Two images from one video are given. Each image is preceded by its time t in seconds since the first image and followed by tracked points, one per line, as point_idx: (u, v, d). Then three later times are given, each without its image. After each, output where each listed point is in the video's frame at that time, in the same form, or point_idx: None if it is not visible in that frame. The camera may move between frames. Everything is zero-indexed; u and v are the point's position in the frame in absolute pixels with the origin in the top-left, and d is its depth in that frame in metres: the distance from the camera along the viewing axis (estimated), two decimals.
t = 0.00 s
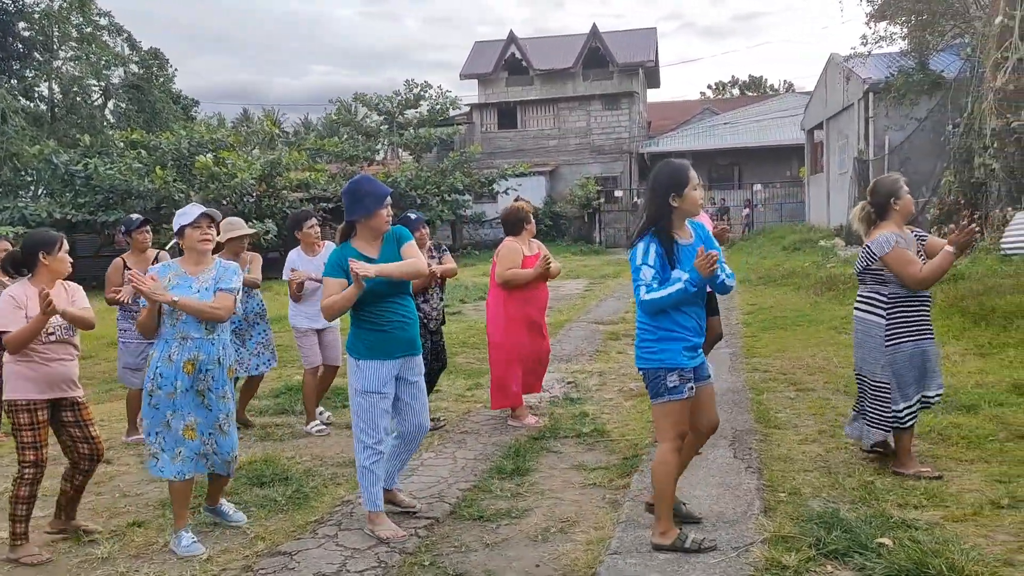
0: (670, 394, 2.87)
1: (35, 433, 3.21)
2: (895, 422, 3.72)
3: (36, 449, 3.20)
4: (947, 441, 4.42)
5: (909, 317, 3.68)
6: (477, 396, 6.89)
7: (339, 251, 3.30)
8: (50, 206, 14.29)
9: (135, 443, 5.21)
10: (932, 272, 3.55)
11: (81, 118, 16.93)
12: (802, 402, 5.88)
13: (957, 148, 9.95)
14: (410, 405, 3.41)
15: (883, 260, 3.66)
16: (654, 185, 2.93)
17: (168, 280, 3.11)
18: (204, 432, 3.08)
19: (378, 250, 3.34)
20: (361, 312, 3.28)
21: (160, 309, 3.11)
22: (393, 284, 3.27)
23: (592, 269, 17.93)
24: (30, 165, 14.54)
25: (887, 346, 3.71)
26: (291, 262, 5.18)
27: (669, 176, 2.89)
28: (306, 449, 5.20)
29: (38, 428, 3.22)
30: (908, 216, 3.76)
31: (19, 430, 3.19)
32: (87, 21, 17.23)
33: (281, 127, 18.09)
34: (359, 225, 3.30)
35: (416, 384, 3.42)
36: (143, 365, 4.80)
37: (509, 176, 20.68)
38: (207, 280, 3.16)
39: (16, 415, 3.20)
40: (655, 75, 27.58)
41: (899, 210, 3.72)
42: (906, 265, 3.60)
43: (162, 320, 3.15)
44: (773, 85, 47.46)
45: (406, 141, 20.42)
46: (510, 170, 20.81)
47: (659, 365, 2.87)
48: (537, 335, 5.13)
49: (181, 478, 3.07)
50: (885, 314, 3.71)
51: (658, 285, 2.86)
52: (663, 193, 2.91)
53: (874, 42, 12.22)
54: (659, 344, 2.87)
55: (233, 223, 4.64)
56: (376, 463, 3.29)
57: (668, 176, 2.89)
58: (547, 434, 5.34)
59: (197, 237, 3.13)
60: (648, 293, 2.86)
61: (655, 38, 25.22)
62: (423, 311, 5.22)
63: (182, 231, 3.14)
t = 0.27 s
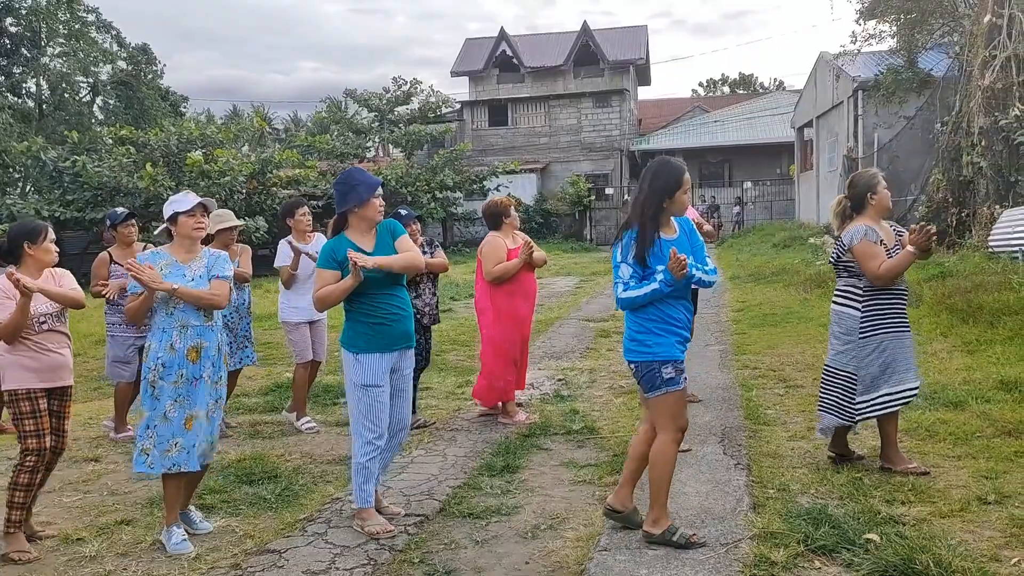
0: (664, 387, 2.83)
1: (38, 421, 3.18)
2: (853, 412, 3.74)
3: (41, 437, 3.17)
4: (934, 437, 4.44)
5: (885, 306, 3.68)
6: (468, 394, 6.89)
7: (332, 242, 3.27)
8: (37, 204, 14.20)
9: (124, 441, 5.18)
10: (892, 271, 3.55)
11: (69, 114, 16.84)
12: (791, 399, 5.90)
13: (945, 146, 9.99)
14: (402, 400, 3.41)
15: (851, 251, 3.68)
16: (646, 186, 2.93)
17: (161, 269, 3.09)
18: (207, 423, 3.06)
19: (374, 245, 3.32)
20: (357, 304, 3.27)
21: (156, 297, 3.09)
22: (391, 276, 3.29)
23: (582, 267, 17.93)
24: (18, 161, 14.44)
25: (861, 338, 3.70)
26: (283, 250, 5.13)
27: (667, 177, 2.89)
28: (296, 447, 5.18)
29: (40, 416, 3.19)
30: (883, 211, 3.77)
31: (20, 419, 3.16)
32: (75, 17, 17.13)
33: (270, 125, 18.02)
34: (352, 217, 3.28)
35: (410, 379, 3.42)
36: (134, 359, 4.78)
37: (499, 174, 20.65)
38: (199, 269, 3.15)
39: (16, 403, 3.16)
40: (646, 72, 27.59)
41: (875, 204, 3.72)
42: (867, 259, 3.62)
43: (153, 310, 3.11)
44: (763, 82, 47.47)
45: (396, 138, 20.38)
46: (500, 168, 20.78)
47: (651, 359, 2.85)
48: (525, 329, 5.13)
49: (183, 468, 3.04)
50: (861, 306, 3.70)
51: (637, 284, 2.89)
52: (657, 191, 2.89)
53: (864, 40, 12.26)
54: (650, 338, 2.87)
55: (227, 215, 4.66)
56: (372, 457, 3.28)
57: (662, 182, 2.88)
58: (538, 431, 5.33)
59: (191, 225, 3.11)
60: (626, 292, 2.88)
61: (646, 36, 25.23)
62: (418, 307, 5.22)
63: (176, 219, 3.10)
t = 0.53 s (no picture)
0: (683, 383, 2.90)
1: (61, 416, 3.21)
2: (864, 408, 3.72)
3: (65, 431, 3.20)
4: (930, 436, 4.45)
5: (891, 305, 3.71)
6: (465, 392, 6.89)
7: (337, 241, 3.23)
8: (33, 201, 14.15)
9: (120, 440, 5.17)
10: (905, 253, 3.58)
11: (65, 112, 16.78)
12: (788, 398, 5.90)
13: (941, 145, 10.00)
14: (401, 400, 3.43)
15: (861, 243, 3.69)
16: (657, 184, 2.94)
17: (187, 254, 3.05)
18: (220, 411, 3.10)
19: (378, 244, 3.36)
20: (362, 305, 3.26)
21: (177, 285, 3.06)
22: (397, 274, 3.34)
23: (579, 265, 17.92)
24: (13, 159, 14.38)
25: (869, 335, 3.70)
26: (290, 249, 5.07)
27: (680, 177, 2.92)
28: (293, 445, 5.18)
29: (61, 411, 3.22)
30: (870, 211, 3.83)
31: (44, 413, 3.17)
32: (71, 15, 17.07)
33: (266, 123, 17.98)
34: (353, 218, 3.29)
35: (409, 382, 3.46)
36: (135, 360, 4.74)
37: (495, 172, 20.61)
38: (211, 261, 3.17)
39: (38, 401, 3.18)
40: (643, 71, 27.58)
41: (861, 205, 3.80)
42: (880, 248, 3.63)
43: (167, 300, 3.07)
44: (759, 81, 47.40)
45: (393, 136, 20.36)
46: (497, 166, 20.75)
47: (673, 357, 2.88)
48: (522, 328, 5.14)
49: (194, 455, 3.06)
50: (872, 303, 3.68)
51: (676, 280, 2.85)
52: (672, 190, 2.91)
53: (861, 39, 12.26)
54: (670, 336, 2.89)
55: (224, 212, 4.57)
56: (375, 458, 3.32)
57: (678, 178, 2.91)
58: (535, 430, 5.33)
59: (196, 220, 3.12)
60: (668, 287, 2.83)
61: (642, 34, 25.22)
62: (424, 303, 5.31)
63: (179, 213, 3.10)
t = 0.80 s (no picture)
0: (696, 378, 2.93)
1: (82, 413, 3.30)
2: (893, 411, 3.75)
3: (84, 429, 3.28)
4: (933, 435, 4.45)
5: (897, 311, 3.77)
6: (468, 390, 6.90)
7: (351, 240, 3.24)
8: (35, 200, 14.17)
9: (123, 437, 5.18)
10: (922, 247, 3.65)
11: (67, 111, 16.79)
12: (790, 396, 5.90)
13: (944, 144, 9.99)
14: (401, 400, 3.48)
15: (882, 244, 3.70)
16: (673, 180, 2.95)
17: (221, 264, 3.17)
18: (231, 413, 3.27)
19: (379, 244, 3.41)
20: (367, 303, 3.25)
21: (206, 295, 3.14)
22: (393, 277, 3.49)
23: (581, 264, 17.91)
24: (16, 157, 14.40)
25: (885, 337, 3.73)
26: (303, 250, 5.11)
27: (689, 173, 2.94)
28: (296, 443, 5.19)
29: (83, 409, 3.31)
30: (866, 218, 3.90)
31: (67, 412, 3.26)
32: (72, 13, 17.08)
33: (268, 121, 17.99)
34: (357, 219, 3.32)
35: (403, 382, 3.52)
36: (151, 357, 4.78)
37: (497, 170, 20.61)
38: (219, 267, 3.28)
39: (64, 398, 3.27)
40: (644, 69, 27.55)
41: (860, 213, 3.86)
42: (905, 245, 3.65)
43: (194, 309, 3.13)
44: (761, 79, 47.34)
45: (395, 135, 20.37)
46: (498, 164, 20.74)
47: (693, 352, 2.90)
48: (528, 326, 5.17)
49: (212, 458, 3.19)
50: (887, 305, 3.72)
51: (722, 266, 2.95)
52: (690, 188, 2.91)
53: (863, 37, 12.25)
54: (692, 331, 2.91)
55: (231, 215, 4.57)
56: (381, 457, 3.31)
57: (692, 174, 2.93)
58: (537, 428, 5.34)
59: (211, 226, 3.21)
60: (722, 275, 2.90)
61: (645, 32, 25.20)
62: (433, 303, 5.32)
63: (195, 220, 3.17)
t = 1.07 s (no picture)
0: (691, 373, 2.92)
1: (105, 409, 3.31)
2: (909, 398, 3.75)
3: (107, 423, 3.30)
4: (939, 434, 4.45)
5: (898, 302, 3.82)
6: (473, 389, 6.91)
7: (374, 234, 3.26)
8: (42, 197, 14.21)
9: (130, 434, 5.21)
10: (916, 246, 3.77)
11: (74, 109, 16.83)
12: (796, 396, 5.90)
13: (951, 142, 9.97)
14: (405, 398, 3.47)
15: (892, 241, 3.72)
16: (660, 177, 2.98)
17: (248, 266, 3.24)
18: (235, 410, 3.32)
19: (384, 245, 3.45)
20: (378, 299, 3.25)
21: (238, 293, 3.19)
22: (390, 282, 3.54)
23: (586, 263, 17.91)
24: (23, 155, 14.44)
25: (891, 335, 3.74)
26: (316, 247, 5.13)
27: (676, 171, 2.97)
28: (302, 440, 5.20)
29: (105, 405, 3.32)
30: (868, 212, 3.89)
31: (90, 409, 3.27)
32: (79, 12, 17.13)
33: (274, 119, 18.02)
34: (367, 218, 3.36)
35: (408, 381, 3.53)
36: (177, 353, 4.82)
37: (502, 169, 20.61)
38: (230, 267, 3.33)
39: (84, 395, 3.29)
40: (650, 68, 27.53)
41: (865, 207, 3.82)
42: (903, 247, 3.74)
43: (226, 308, 3.17)
44: (767, 77, 47.24)
45: (400, 133, 20.39)
46: (504, 163, 20.74)
47: (682, 349, 2.89)
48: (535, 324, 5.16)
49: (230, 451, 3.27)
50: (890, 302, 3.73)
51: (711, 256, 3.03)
52: (679, 184, 2.95)
53: (869, 36, 12.22)
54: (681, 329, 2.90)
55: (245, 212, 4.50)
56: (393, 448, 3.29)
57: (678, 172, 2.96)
58: (542, 426, 5.34)
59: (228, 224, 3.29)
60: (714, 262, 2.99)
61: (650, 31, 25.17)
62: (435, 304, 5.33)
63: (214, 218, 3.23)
